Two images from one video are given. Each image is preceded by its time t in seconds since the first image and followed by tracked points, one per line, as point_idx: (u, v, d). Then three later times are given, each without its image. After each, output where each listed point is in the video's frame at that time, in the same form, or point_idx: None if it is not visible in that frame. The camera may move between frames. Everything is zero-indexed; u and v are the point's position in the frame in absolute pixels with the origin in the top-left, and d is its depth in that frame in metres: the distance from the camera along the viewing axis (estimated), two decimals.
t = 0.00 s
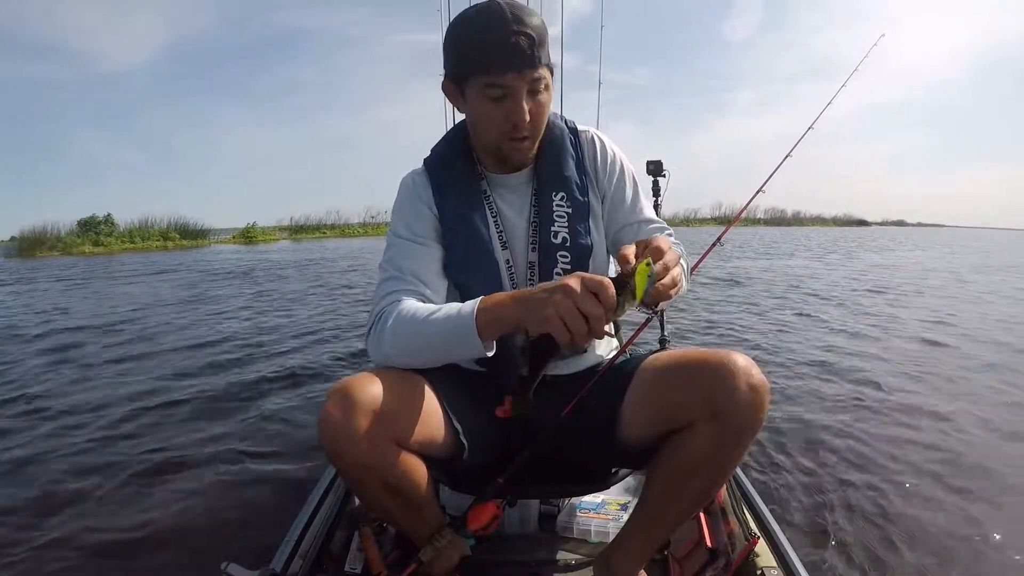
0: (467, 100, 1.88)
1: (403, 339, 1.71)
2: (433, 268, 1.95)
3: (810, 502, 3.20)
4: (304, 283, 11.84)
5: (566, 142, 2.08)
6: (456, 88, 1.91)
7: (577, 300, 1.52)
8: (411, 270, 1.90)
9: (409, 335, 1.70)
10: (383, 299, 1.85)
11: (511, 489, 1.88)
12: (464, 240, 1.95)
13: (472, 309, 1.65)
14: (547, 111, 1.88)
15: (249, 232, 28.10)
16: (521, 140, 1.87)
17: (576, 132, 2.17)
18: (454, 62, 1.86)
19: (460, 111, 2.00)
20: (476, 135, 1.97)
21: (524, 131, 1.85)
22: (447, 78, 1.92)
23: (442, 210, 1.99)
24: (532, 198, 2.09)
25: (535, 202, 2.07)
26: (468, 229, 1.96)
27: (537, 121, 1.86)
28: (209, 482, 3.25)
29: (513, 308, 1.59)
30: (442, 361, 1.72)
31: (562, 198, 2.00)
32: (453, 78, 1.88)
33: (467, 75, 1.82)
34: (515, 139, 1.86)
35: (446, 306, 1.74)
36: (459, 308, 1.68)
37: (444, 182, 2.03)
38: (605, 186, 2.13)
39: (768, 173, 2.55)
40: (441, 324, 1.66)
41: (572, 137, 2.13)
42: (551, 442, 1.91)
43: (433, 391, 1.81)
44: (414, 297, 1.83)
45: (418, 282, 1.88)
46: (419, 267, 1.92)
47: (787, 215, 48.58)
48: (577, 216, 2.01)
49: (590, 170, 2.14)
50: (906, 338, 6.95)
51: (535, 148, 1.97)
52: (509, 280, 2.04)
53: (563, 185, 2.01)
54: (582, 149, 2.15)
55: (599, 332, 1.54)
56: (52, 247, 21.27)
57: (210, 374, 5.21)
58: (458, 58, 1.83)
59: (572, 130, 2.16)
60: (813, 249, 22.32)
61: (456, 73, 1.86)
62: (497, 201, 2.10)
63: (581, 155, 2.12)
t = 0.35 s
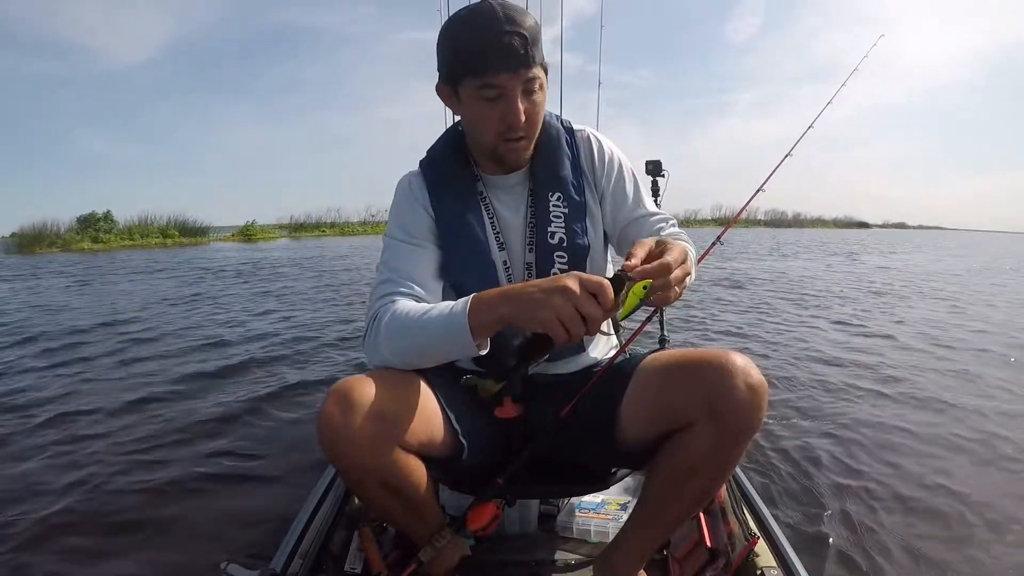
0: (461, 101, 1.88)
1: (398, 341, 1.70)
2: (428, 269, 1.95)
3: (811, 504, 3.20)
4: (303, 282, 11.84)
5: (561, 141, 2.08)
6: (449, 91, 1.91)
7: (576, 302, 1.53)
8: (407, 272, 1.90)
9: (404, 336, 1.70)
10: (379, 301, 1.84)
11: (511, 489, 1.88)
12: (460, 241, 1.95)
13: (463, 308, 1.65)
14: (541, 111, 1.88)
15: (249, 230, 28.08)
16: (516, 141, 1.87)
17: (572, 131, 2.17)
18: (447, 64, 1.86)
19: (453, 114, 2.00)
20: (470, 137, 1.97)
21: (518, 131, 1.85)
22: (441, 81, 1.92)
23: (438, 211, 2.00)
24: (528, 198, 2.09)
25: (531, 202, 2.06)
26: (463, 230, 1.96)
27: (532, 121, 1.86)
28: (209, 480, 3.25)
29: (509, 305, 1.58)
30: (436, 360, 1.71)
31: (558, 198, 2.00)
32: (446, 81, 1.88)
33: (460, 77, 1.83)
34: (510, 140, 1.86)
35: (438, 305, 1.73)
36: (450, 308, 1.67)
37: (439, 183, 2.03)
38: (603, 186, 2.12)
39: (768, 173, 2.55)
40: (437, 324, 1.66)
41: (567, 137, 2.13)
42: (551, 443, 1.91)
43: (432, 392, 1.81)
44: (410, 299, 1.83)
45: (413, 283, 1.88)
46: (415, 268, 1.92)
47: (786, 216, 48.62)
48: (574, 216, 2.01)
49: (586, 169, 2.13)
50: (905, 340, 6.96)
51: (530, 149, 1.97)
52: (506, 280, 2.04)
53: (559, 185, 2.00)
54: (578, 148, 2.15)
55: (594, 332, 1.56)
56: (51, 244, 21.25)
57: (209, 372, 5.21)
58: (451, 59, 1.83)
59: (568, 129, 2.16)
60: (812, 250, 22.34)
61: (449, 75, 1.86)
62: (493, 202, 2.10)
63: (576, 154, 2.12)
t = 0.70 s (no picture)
0: (451, 105, 1.89)
1: (398, 345, 1.70)
2: (424, 271, 1.95)
3: (811, 502, 3.20)
4: (302, 283, 11.82)
5: (554, 141, 2.08)
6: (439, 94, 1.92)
7: (567, 299, 1.52)
8: (403, 274, 1.91)
9: (402, 340, 1.70)
10: (376, 304, 1.85)
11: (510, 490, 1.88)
12: (455, 242, 1.95)
13: (463, 314, 1.65)
14: (532, 112, 1.89)
15: (248, 230, 28.05)
16: (507, 143, 1.88)
17: (564, 130, 2.17)
18: (436, 68, 1.86)
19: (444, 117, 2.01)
20: (462, 139, 1.98)
21: (509, 133, 1.86)
22: (431, 84, 1.93)
23: (432, 213, 2.00)
24: (522, 199, 2.09)
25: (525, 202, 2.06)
26: (459, 232, 1.96)
27: (523, 122, 1.87)
28: (207, 481, 3.24)
29: (504, 306, 1.58)
30: (435, 365, 1.71)
31: (551, 198, 2.00)
32: (436, 84, 1.89)
33: (450, 81, 1.83)
34: (502, 142, 1.87)
35: (437, 310, 1.74)
36: (450, 313, 1.68)
37: (433, 185, 2.03)
38: (596, 184, 2.13)
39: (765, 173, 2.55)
40: (433, 326, 1.67)
41: (559, 135, 2.13)
42: (551, 443, 1.91)
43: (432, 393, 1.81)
44: (407, 302, 1.84)
45: (409, 285, 1.89)
46: (411, 271, 1.92)
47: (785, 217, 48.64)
48: (567, 215, 2.01)
49: (580, 167, 2.13)
50: (904, 339, 6.95)
51: (522, 150, 1.98)
52: (501, 281, 2.04)
53: (552, 185, 2.00)
54: (571, 147, 2.15)
55: (588, 333, 1.55)
56: (50, 245, 21.22)
57: (208, 373, 5.20)
58: (440, 63, 1.84)
59: (561, 128, 2.16)
60: (811, 250, 22.35)
61: (439, 79, 1.87)
62: (487, 203, 2.10)
63: (569, 152, 2.12)
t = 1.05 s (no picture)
0: (451, 104, 1.88)
1: (398, 348, 1.70)
2: (423, 272, 1.95)
3: (810, 503, 3.20)
4: (301, 281, 11.81)
5: (553, 140, 2.08)
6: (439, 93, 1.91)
7: (564, 303, 1.52)
8: (402, 275, 1.91)
9: (402, 342, 1.70)
10: (376, 306, 1.85)
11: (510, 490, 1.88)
12: (455, 243, 1.95)
13: (463, 320, 1.65)
14: (533, 113, 1.89)
15: (246, 228, 28.02)
16: (507, 143, 1.88)
17: (563, 128, 2.17)
18: (436, 66, 1.86)
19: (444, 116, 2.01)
20: (461, 138, 1.97)
21: (509, 133, 1.86)
22: (431, 83, 1.93)
23: (431, 213, 2.00)
24: (521, 199, 2.09)
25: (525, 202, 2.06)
26: (458, 232, 1.96)
27: (523, 123, 1.87)
28: (206, 479, 3.24)
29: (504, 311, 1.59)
30: (435, 369, 1.71)
31: (550, 197, 2.00)
32: (436, 83, 1.89)
33: (450, 80, 1.82)
34: (502, 142, 1.87)
35: (437, 314, 1.74)
36: (450, 318, 1.68)
37: (432, 186, 2.03)
38: (595, 182, 2.13)
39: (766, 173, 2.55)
40: (431, 327, 1.67)
41: (557, 133, 2.13)
42: (551, 443, 1.91)
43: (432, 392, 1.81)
44: (407, 304, 1.84)
45: (408, 286, 1.89)
46: (411, 272, 1.92)
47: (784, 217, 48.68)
48: (567, 215, 2.01)
49: (579, 166, 2.13)
50: (903, 340, 6.96)
51: (522, 151, 1.97)
52: (500, 281, 2.03)
53: (551, 184, 2.00)
54: (569, 145, 2.15)
55: (582, 338, 1.54)
56: (48, 243, 21.17)
57: (206, 372, 5.20)
58: (441, 62, 1.83)
59: (559, 126, 2.17)
60: (809, 251, 22.35)
61: (439, 78, 1.86)
62: (486, 203, 2.10)
63: (568, 151, 2.12)
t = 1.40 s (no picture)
0: (448, 105, 1.88)
1: (399, 347, 1.70)
2: (422, 272, 1.95)
3: (810, 504, 3.20)
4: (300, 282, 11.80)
5: (550, 139, 2.08)
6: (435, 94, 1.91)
7: (561, 301, 1.52)
8: (401, 276, 1.91)
9: (402, 342, 1.69)
10: (375, 307, 1.85)
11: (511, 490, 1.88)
12: (452, 242, 1.95)
13: (464, 318, 1.65)
14: (529, 113, 1.89)
15: (245, 230, 28.00)
16: (504, 143, 1.88)
17: (559, 127, 2.18)
18: (432, 68, 1.86)
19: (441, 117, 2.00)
20: (458, 139, 1.97)
21: (506, 133, 1.86)
22: (428, 84, 1.93)
23: (429, 213, 2.00)
24: (518, 198, 2.09)
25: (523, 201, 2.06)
26: (456, 231, 1.96)
27: (520, 123, 1.87)
28: (206, 481, 3.24)
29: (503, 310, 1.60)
30: (436, 369, 1.70)
31: (547, 195, 2.00)
32: (433, 83, 1.89)
33: (446, 81, 1.82)
34: (499, 142, 1.87)
35: (438, 314, 1.73)
36: (450, 317, 1.68)
37: (430, 186, 2.03)
38: (591, 181, 2.13)
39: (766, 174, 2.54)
40: (429, 327, 1.67)
41: (553, 131, 2.14)
42: (551, 443, 1.91)
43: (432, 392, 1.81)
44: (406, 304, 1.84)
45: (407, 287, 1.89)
46: (409, 273, 1.92)
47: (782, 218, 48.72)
48: (564, 212, 2.01)
49: (575, 164, 2.14)
50: (901, 341, 6.97)
51: (518, 151, 1.97)
52: (499, 280, 2.03)
53: (548, 182, 2.01)
54: (566, 143, 2.16)
55: (580, 336, 1.53)
56: (46, 244, 21.12)
57: (205, 373, 5.19)
58: (437, 63, 1.83)
59: (555, 125, 2.17)
60: (808, 251, 22.37)
61: (435, 79, 1.86)
62: (484, 202, 2.10)
63: (564, 149, 2.12)
